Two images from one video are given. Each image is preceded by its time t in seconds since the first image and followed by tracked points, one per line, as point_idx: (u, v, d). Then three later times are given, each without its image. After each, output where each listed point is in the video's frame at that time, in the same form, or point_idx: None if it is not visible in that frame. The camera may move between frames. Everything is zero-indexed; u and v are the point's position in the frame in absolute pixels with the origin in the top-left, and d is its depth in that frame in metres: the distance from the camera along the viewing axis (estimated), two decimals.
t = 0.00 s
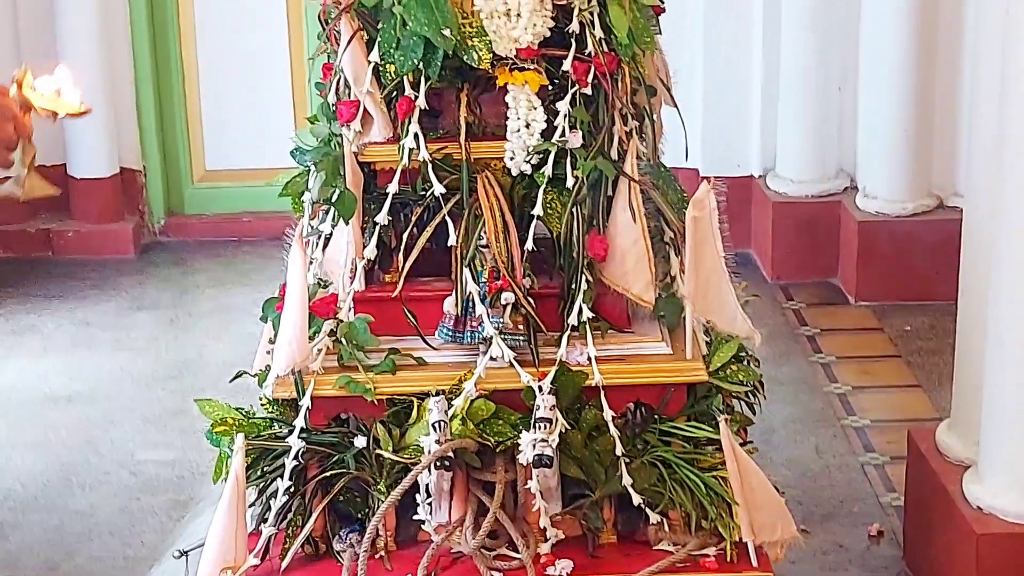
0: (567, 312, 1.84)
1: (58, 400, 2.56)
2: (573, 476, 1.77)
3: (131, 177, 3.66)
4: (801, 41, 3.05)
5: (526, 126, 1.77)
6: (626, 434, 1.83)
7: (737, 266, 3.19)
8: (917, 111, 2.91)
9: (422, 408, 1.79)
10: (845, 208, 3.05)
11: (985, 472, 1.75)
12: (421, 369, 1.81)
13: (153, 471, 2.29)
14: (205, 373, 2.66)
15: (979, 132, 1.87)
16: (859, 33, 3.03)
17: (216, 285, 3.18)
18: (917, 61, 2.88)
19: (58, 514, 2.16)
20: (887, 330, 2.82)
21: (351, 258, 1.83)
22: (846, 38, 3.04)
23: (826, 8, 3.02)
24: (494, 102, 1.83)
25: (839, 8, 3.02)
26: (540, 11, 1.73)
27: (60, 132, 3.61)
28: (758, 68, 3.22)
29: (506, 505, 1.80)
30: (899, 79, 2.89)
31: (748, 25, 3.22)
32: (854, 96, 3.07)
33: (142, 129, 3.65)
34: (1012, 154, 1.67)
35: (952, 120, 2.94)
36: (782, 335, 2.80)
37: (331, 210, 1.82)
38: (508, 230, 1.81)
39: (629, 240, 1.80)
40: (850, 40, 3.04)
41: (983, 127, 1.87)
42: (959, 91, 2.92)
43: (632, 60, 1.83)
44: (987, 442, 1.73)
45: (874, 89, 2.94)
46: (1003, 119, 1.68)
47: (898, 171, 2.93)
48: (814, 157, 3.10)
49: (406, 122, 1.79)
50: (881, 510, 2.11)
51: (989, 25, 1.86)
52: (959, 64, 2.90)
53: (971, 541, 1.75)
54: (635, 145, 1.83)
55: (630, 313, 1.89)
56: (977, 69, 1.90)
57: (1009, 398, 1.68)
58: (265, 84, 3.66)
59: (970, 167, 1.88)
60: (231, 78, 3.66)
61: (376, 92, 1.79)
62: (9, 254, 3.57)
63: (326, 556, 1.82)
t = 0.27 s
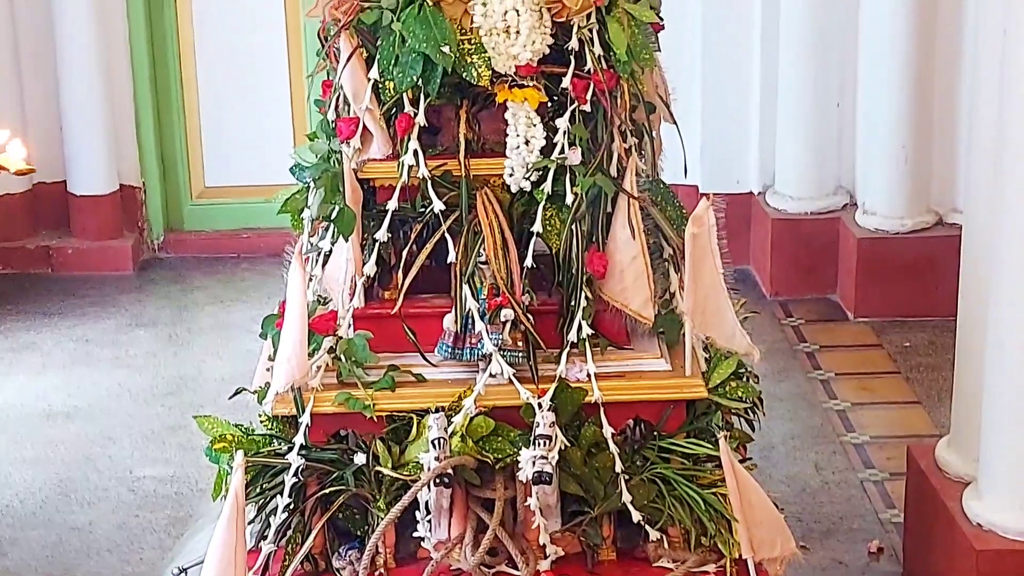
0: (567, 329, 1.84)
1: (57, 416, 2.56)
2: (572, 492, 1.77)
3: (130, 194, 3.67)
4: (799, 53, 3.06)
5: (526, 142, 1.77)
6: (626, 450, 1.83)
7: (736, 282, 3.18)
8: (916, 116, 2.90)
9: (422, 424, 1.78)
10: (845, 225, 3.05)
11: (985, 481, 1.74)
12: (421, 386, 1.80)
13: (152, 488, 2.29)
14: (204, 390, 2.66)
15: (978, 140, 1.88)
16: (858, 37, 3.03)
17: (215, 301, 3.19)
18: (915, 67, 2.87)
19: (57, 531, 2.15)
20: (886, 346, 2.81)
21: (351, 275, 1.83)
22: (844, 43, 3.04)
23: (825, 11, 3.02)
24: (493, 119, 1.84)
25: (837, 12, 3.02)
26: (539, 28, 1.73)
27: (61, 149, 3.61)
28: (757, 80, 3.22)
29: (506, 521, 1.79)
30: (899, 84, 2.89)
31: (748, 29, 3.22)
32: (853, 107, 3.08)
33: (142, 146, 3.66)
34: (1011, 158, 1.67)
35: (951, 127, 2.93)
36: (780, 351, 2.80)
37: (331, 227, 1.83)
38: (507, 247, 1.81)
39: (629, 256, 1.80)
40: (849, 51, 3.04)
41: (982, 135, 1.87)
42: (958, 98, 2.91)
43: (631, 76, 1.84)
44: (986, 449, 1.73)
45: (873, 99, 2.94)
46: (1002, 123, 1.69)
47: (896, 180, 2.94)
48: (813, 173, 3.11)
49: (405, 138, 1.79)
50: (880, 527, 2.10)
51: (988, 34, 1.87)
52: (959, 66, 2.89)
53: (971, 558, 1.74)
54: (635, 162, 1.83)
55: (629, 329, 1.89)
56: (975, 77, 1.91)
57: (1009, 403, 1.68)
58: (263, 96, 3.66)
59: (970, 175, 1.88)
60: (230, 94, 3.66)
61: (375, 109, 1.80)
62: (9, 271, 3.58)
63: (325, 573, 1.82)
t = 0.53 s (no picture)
0: (565, 346, 1.84)
1: (54, 433, 2.55)
2: (571, 509, 1.76)
3: (129, 212, 3.67)
4: (798, 52, 3.05)
5: (524, 159, 1.77)
6: (625, 467, 1.82)
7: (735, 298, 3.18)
8: (915, 115, 2.89)
9: (420, 441, 1.78)
10: (844, 242, 3.05)
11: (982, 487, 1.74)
12: (419, 404, 1.80)
13: (149, 505, 2.28)
14: (202, 406, 2.65)
15: (977, 144, 1.88)
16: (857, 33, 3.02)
17: (213, 318, 3.18)
18: (914, 68, 2.87)
19: (53, 548, 2.14)
20: (885, 363, 2.81)
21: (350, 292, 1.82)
22: (843, 41, 3.03)
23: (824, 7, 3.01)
24: (491, 135, 1.84)
25: (836, 10, 3.02)
26: (538, 45, 1.74)
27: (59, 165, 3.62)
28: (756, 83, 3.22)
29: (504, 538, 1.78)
30: (898, 82, 2.88)
31: (748, 26, 3.21)
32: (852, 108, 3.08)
33: (141, 161, 3.66)
34: (1009, 157, 1.67)
35: (950, 128, 2.92)
36: (779, 368, 2.79)
37: (329, 244, 1.83)
38: (505, 264, 1.81)
39: (627, 273, 1.80)
40: (848, 52, 3.04)
41: (980, 138, 1.88)
42: (957, 97, 2.91)
43: (629, 94, 1.84)
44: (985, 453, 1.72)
45: (873, 100, 2.94)
46: (1000, 122, 1.69)
47: (893, 179, 2.93)
48: (811, 189, 3.11)
49: (404, 155, 1.80)
50: (878, 544, 2.10)
51: (988, 39, 1.88)
52: (959, 64, 2.89)
53: None
54: (633, 179, 1.83)
55: (627, 346, 1.88)
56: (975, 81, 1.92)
57: (1007, 402, 1.68)
58: (263, 95, 3.66)
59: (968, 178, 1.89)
60: (230, 108, 3.67)
61: (374, 126, 1.79)
62: (7, 288, 3.57)
63: None
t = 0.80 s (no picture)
0: (564, 364, 1.83)
1: (54, 453, 2.55)
2: (571, 527, 1.76)
3: (130, 230, 3.68)
4: (800, 52, 3.04)
5: (523, 178, 1.78)
6: (625, 486, 1.81)
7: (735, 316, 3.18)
8: (915, 118, 2.89)
9: (420, 459, 1.77)
10: (844, 259, 3.05)
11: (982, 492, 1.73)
12: (419, 422, 1.79)
13: (149, 524, 2.28)
14: (202, 425, 2.65)
15: (977, 146, 1.88)
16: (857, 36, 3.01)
17: (214, 337, 3.18)
18: (913, 71, 2.86)
19: (53, 568, 2.14)
20: (885, 381, 2.80)
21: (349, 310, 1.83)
22: (842, 46, 3.03)
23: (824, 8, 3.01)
24: (491, 154, 1.84)
25: (835, 13, 3.01)
26: (537, 64, 1.74)
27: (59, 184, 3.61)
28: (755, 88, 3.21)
29: (504, 557, 1.78)
30: (898, 83, 2.88)
31: (748, 26, 3.21)
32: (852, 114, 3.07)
33: (141, 180, 3.67)
34: (1010, 156, 1.67)
35: (949, 130, 2.92)
36: (780, 386, 2.79)
37: (328, 262, 1.84)
38: (505, 282, 1.81)
39: (627, 291, 1.80)
40: (847, 56, 3.04)
41: (980, 139, 1.88)
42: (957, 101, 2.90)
43: (629, 112, 1.84)
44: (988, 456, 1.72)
45: (872, 105, 2.93)
46: (1000, 121, 1.69)
47: (893, 183, 2.93)
48: (811, 207, 3.11)
49: (403, 174, 1.80)
50: (879, 562, 2.09)
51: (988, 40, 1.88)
52: (959, 66, 2.88)
53: None
54: (632, 198, 1.83)
55: (627, 364, 1.88)
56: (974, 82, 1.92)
57: (1008, 411, 1.68)
58: (263, 100, 3.66)
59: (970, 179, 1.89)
60: (230, 125, 3.68)
61: (373, 145, 1.80)
62: (9, 307, 3.57)
63: None
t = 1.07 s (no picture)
0: (562, 378, 1.83)
1: (52, 467, 2.55)
2: (569, 543, 1.75)
3: (128, 244, 3.67)
4: (800, 56, 3.05)
5: (522, 193, 1.78)
6: (622, 500, 1.81)
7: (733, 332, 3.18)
8: (914, 124, 2.89)
9: (418, 474, 1.78)
10: (842, 274, 3.04)
11: (981, 499, 1.73)
12: (417, 437, 1.79)
13: (147, 539, 2.27)
14: (200, 440, 2.65)
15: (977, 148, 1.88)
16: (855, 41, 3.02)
17: (212, 351, 3.18)
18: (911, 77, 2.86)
19: None
20: (883, 395, 2.80)
21: (347, 325, 1.83)
22: (840, 58, 3.04)
23: (822, 11, 3.02)
24: (489, 168, 1.84)
25: (832, 19, 3.02)
26: (535, 78, 1.75)
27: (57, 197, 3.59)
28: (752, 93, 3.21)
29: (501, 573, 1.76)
30: (898, 87, 2.88)
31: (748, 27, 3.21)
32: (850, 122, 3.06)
33: (139, 193, 3.66)
34: (1009, 162, 1.68)
35: (948, 134, 2.91)
36: (779, 401, 2.78)
37: (326, 276, 1.84)
38: (503, 296, 1.81)
39: (625, 306, 1.80)
40: (845, 63, 3.04)
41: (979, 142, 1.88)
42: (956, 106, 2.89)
43: (627, 126, 1.84)
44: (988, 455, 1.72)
45: (871, 111, 2.93)
46: (999, 127, 1.70)
47: (892, 188, 2.93)
48: (808, 224, 3.11)
49: (401, 189, 1.80)
50: None
51: (987, 43, 1.88)
52: (957, 70, 2.88)
53: None
54: (630, 212, 1.84)
55: (625, 379, 1.88)
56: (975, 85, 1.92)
57: (1007, 424, 1.68)
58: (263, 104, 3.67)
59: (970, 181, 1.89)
60: (229, 138, 3.68)
61: (371, 159, 1.80)
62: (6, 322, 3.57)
63: None
